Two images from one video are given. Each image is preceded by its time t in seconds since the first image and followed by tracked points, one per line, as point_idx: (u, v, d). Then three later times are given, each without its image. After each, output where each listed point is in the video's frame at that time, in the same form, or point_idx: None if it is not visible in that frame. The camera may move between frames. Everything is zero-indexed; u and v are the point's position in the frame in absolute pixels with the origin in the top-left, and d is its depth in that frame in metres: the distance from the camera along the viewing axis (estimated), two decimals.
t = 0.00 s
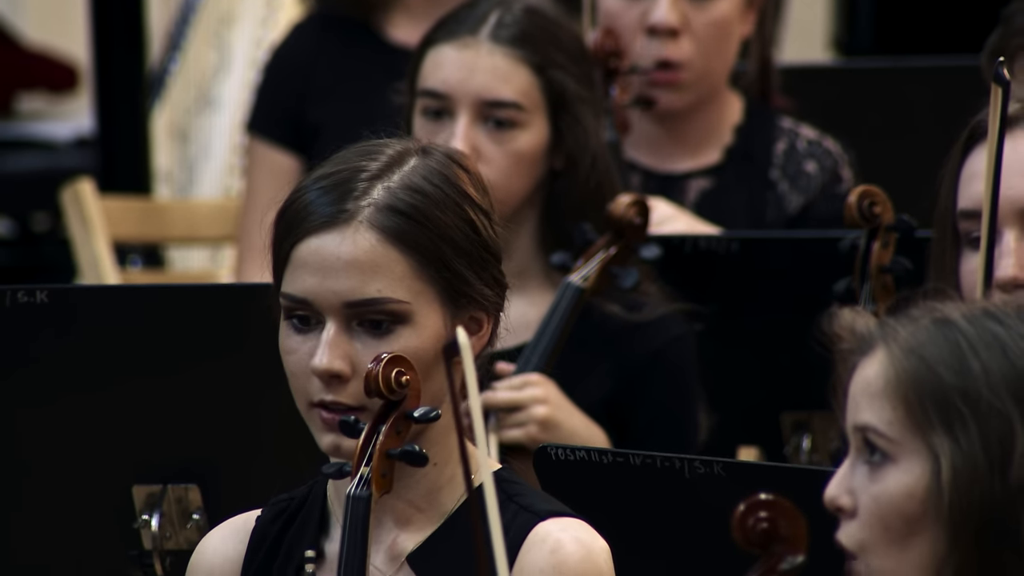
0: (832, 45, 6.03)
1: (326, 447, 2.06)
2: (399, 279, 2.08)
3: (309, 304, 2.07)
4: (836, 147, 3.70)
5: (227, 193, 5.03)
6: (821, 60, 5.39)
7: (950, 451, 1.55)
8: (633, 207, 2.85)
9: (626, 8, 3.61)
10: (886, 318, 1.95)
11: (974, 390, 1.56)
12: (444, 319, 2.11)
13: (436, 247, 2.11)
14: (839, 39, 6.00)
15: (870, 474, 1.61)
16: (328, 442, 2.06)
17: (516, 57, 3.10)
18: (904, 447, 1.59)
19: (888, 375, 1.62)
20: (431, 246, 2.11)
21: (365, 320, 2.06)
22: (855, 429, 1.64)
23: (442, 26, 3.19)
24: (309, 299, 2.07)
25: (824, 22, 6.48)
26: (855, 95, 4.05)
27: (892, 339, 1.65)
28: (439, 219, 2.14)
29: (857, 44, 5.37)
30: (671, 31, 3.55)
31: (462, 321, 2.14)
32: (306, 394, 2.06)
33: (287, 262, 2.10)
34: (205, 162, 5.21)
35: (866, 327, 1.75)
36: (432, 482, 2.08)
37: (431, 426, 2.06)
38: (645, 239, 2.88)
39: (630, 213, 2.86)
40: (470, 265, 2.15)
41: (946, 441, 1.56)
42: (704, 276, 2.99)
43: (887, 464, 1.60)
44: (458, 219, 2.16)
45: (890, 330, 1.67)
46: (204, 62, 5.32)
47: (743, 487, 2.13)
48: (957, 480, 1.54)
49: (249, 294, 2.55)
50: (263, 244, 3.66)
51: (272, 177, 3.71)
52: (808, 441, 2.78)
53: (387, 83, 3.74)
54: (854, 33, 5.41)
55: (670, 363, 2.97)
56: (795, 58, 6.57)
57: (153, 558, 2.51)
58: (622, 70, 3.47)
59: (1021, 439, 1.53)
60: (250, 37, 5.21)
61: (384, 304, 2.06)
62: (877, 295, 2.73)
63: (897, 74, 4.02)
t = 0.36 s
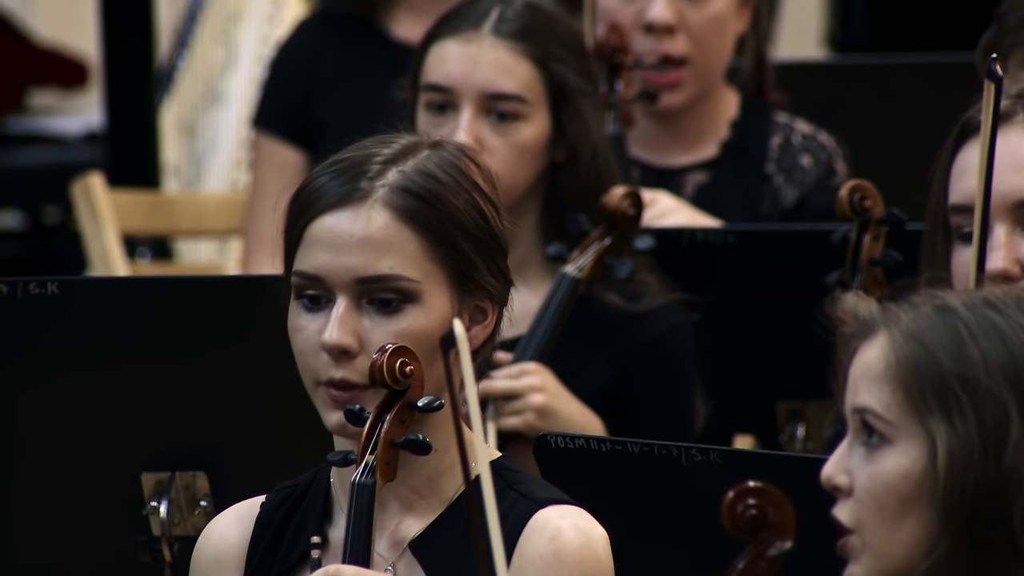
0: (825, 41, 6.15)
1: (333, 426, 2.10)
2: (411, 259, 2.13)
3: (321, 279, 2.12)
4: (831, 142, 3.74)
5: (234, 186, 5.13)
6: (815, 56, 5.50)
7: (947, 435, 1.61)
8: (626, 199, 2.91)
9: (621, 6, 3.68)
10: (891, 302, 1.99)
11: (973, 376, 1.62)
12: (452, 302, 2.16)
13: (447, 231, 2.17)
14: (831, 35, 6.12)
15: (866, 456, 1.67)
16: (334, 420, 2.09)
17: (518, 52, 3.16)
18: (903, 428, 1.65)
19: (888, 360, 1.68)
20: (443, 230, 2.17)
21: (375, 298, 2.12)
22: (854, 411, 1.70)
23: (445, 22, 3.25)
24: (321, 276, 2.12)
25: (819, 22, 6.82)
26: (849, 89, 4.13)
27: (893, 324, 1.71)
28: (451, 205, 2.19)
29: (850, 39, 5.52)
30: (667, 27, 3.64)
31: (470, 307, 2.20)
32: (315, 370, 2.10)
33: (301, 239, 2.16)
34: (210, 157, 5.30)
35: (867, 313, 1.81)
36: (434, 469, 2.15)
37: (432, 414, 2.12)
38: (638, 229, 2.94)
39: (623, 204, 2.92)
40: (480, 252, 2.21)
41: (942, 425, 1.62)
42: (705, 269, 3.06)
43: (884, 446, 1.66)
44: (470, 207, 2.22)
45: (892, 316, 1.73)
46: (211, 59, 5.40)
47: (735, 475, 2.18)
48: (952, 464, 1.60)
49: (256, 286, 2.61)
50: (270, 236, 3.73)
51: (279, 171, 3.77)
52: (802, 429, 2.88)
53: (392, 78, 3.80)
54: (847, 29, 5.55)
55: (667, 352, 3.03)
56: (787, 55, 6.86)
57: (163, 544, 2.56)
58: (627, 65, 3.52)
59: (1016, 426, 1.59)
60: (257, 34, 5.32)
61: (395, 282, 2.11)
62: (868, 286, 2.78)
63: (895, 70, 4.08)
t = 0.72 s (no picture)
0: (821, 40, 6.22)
1: (341, 417, 2.16)
2: (415, 254, 2.19)
3: (328, 276, 2.19)
4: (825, 139, 3.82)
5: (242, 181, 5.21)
6: (811, 54, 5.58)
7: (935, 429, 1.67)
8: (623, 193, 2.98)
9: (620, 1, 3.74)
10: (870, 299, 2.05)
11: (959, 370, 1.68)
12: (456, 294, 2.23)
13: (451, 226, 2.23)
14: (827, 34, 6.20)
15: (859, 451, 1.73)
16: (342, 411, 2.16)
17: (521, 52, 3.22)
18: (893, 423, 1.71)
19: (875, 357, 1.74)
20: (446, 225, 2.23)
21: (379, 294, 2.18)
22: (844, 409, 1.76)
23: (449, 22, 3.32)
24: (327, 272, 2.19)
25: (814, 20, 6.91)
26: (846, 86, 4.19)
27: (878, 321, 1.77)
28: (454, 200, 2.25)
29: (844, 38, 5.55)
30: (666, 21, 3.70)
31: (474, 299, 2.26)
32: (322, 363, 2.18)
33: (307, 236, 2.22)
34: (218, 152, 5.37)
35: (858, 306, 1.87)
36: (439, 457, 2.21)
37: (438, 405, 2.19)
38: (634, 224, 3.01)
39: (620, 198, 2.99)
40: (482, 245, 2.27)
41: (931, 419, 1.68)
42: (703, 262, 3.11)
43: (875, 441, 1.72)
44: (471, 201, 2.28)
45: (876, 313, 1.79)
46: (219, 56, 5.46)
47: (735, 463, 2.23)
48: (942, 457, 1.66)
49: (266, 282, 2.68)
50: (277, 230, 3.79)
51: (286, 167, 3.83)
52: (797, 419, 2.92)
53: (397, 76, 3.87)
54: (841, 28, 5.58)
55: (666, 343, 3.11)
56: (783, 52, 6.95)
57: (171, 531, 2.62)
58: (627, 61, 3.67)
59: (1005, 417, 1.65)
60: (263, 32, 5.42)
61: (401, 277, 2.18)
62: (860, 281, 2.85)
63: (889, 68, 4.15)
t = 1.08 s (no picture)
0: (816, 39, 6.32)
1: (347, 414, 2.23)
2: (419, 251, 2.26)
3: (333, 272, 2.25)
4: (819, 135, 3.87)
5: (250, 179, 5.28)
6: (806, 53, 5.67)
7: (930, 417, 1.73)
8: (621, 188, 3.05)
9: None
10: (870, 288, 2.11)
11: (956, 360, 1.74)
12: (458, 290, 2.29)
13: (453, 224, 2.30)
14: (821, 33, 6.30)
15: (854, 437, 1.79)
16: (348, 408, 2.23)
17: (523, 53, 3.29)
18: (888, 412, 1.77)
19: (875, 345, 1.80)
20: (449, 223, 2.29)
21: (384, 290, 2.24)
22: (842, 394, 1.82)
23: (453, 23, 3.38)
24: (331, 269, 2.25)
25: (808, 20, 7.02)
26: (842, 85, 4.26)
27: (878, 311, 1.83)
28: (456, 198, 2.32)
29: (838, 38, 5.65)
30: (665, 15, 3.80)
31: (474, 295, 2.33)
32: (328, 359, 2.24)
33: (312, 234, 2.28)
34: (225, 150, 5.44)
35: (853, 298, 1.93)
36: (442, 449, 2.27)
37: (441, 397, 2.25)
38: (633, 219, 3.08)
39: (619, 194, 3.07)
40: (483, 243, 2.33)
41: (927, 408, 1.74)
42: (699, 257, 3.19)
43: (870, 427, 1.78)
44: (473, 200, 2.34)
45: (877, 303, 1.85)
46: (226, 56, 5.53)
47: (730, 455, 2.28)
48: (937, 445, 1.72)
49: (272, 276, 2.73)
50: (282, 226, 3.86)
51: (291, 164, 3.90)
52: (791, 411, 3.01)
53: (402, 75, 3.93)
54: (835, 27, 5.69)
55: (665, 337, 3.16)
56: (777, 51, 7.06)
57: (179, 520, 2.68)
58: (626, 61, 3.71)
59: (998, 408, 1.72)
60: (270, 32, 5.51)
61: (405, 273, 2.24)
62: (856, 274, 2.90)
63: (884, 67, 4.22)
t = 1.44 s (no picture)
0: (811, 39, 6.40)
1: (353, 405, 2.29)
2: (423, 245, 2.32)
3: (339, 266, 2.31)
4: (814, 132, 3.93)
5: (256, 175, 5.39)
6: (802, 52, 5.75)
7: (924, 407, 1.79)
8: (620, 184, 3.13)
9: None
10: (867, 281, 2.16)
11: (950, 353, 1.80)
12: (461, 284, 2.35)
13: (456, 219, 2.36)
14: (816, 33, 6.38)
15: (849, 426, 1.84)
16: (354, 399, 2.29)
17: (526, 51, 3.35)
18: (883, 402, 1.82)
19: (870, 337, 1.86)
20: (452, 218, 2.36)
21: (389, 283, 2.30)
22: (837, 384, 1.88)
23: (457, 21, 3.44)
24: (338, 263, 2.31)
25: (804, 20, 7.10)
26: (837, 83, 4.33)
27: (874, 303, 1.89)
28: (460, 194, 2.38)
29: (833, 36, 5.76)
30: (664, 14, 3.87)
31: (478, 288, 2.39)
32: (334, 351, 2.30)
33: (319, 228, 2.35)
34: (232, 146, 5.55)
35: (848, 289, 1.99)
36: (446, 440, 2.34)
37: (444, 388, 2.31)
38: (632, 214, 3.15)
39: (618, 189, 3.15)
40: (486, 237, 2.40)
41: (921, 398, 1.79)
42: (698, 254, 3.25)
43: (865, 417, 1.84)
44: (476, 195, 2.41)
45: (873, 295, 1.91)
46: (233, 54, 5.61)
47: (726, 445, 2.36)
48: (930, 435, 1.78)
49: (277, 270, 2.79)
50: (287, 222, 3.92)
51: (297, 161, 3.97)
52: (786, 402, 3.08)
53: (407, 72, 4.00)
54: (829, 27, 5.79)
55: (663, 330, 3.23)
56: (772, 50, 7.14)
57: (188, 509, 2.72)
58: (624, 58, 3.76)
59: (989, 400, 1.78)
60: (276, 31, 5.55)
61: (410, 268, 2.30)
62: (855, 258, 2.97)
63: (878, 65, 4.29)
